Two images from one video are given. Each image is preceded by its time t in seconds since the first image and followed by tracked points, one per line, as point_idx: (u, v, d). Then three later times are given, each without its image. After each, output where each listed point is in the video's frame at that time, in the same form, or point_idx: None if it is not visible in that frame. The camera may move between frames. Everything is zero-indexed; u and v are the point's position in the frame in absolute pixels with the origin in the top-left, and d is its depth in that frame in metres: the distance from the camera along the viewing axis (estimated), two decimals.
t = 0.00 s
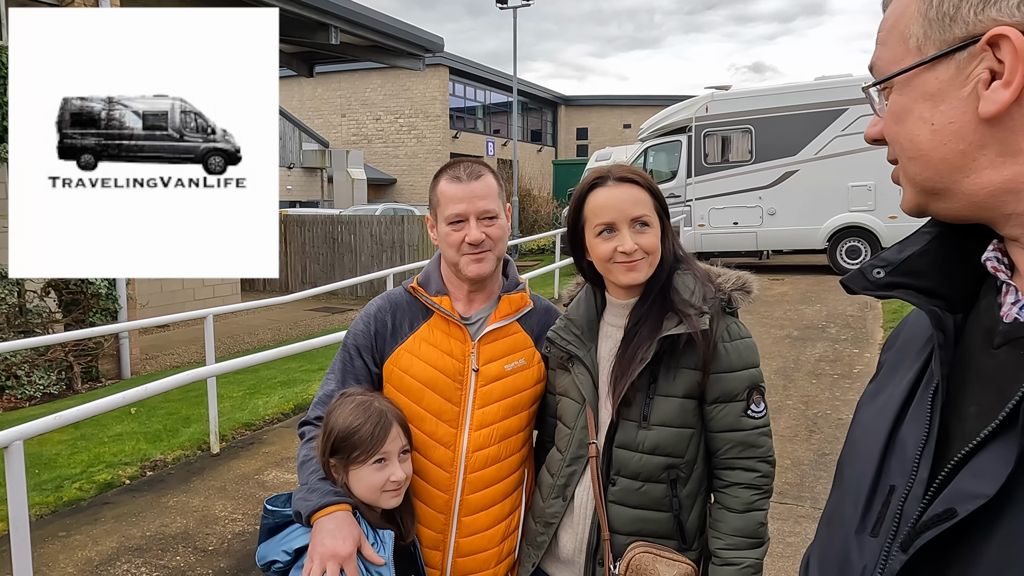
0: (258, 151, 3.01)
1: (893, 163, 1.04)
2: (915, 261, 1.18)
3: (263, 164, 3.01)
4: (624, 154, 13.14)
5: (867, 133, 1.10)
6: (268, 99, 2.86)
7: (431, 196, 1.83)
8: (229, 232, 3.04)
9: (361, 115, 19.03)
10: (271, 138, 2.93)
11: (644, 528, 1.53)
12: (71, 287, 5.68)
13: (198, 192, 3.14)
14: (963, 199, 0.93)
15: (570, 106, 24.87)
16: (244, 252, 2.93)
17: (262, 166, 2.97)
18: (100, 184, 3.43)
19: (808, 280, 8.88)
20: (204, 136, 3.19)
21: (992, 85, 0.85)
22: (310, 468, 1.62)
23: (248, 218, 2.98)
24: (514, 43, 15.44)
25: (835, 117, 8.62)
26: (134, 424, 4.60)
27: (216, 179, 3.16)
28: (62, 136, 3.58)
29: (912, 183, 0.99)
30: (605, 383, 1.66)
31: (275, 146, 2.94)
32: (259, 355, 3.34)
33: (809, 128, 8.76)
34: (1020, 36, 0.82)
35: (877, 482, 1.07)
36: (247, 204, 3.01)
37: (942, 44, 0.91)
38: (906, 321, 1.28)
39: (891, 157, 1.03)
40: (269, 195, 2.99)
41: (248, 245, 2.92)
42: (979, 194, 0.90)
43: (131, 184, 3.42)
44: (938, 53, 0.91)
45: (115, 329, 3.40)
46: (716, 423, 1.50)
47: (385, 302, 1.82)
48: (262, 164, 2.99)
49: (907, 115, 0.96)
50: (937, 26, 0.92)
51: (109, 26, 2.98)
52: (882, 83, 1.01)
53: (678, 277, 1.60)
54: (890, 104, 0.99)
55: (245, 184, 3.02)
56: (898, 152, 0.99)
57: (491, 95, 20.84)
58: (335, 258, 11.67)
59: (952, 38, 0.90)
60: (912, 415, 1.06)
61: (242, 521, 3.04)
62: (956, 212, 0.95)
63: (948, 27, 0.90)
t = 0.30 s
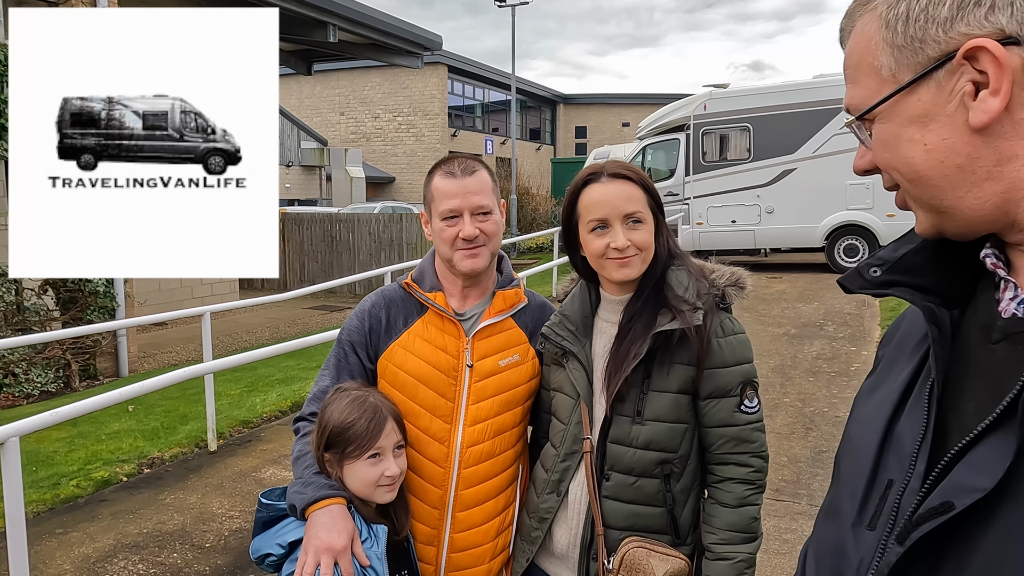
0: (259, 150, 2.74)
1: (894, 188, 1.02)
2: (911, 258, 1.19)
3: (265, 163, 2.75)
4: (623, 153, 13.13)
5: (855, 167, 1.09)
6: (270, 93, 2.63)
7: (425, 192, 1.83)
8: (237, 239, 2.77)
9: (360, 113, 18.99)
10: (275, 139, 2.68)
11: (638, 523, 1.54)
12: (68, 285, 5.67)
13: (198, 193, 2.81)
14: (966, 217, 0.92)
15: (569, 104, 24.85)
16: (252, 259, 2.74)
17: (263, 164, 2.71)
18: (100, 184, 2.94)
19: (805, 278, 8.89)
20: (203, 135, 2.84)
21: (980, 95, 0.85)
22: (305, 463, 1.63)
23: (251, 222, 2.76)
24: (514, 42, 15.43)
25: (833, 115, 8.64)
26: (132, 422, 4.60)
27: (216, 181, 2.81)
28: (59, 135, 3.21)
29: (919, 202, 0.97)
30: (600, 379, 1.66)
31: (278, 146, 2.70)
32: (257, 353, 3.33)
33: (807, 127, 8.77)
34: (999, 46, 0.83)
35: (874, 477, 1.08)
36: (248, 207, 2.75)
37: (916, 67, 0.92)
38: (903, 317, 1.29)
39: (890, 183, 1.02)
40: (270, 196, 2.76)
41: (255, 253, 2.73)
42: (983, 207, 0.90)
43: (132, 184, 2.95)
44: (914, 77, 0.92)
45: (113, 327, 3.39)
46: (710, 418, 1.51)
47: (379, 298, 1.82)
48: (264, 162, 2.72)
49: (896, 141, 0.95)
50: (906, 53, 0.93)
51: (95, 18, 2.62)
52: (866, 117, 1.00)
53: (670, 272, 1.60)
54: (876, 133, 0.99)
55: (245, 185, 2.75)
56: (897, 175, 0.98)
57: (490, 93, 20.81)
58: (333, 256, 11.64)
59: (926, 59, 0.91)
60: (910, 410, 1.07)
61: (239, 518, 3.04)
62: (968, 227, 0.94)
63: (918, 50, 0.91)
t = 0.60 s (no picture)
0: (257, 151, 3.19)
1: (938, 128, 0.88)
2: (904, 252, 1.19)
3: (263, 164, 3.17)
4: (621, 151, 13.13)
5: (880, 100, 0.94)
6: (270, 96, 2.98)
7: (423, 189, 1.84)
8: (236, 233, 3.13)
9: (358, 111, 18.97)
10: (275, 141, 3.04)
11: (633, 520, 1.54)
12: (67, 283, 5.66)
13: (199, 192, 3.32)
14: None
15: (567, 102, 24.86)
16: (250, 253, 3.05)
17: (261, 166, 3.13)
18: (100, 184, 3.57)
19: (803, 277, 8.90)
20: (203, 136, 3.42)
21: None
22: (302, 460, 1.63)
23: (247, 215, 3.14)
24: (512, 40, 15.42)
25: (831, 113, 8.64)
26: (129, 419, 4.60)
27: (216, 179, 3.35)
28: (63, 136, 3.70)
29: (981, 144, 0.84)
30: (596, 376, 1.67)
31: (276, 148, 3.07)
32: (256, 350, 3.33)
33: (805, 125, 8.77)
34: None
35: (865, 472, 1.09)
36: (247, 203, 3.16)
37: None
38: (893, 314, 1.29)
39: (936, 120, 0.88)
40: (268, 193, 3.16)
41: (253, 248, 3.04)
42: None
43: (132, 184, 3.57)
44: None
45: (111, 325, 3.37)
46: (706, 415, 1.51)
47: (376, 295, 1.82)
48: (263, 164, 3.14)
49: (995, 64, 0.83)
50: None
51: (116, 25, 3.01)
52: (928, 34, 0.88)
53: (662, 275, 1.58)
54: (964, 53, 0.85)
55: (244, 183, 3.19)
56: (972, 107, 0.84)
57: (488, 91, 20.80)
58: (331, 255, 11.64)
59: None
60: (900, 406, 1.07)
61: (237, 516, 3.04)
62: (1011, 184, 0.84)
63: None
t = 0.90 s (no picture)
0: (258, 150, 3.18)
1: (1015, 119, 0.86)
2: (912, 264, 1.17)
3: (264, 163, 3.15)
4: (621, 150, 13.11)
5: (951, 87, 0.90)
6: (271, 95, 2.96)
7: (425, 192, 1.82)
8: (237, 234, 3.14)
9: (357, 110, 18.93)
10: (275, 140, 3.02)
11: (638, 528, 1.52)
12: (65, 282, 5.64)
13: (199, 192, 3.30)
14: None
15: (565, 100, 24.81)
16: (250, 253, 3.04)
17: (262, 166, 3.12)
18: (100, 184, 3.53)
19: (803, 276, 8.89)
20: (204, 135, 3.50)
21: None
22: (305, 465, 1.61)
23: (252, 218, 3.09)
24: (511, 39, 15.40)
25: (831, 112, 8.62)
26: (128, 420, 4.58)
27: (216, 179, 3.33)
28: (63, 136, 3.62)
29: None
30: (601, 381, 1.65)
31: (276, 148, 3.06)
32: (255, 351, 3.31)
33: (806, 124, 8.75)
34: None
35: (876, 486, 1.07)
36: (248, 203, 3.15)
37: None
38: (900, 325, 1.27)
39: (1013, 111, 0.86)
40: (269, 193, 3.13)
41: (253, 247, 3.04)
42: None
43: (132, 184, 3.57)
44: None
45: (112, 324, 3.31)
46: (713, 422, 1.50)
47: (379, 299, 1.80)
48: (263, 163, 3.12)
49: None
50: None
51: (116, 25, 2.97)
52: (1015, 17, 0.87)
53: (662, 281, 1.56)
54: None
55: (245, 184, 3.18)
56: None
57: (487, 90, 20.78)
58: (330, 253, 11.62)
59: None
60: (911, 418, 1.06)
61: (236, 517, 3.02)
62: None
63: None
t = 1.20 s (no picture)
0: (258, 150, 3.13)
1: (1003, 130, 0.85)
2: (913, 267, 1.16)
3: (264, 163, 3.11)
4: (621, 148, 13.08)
5: (938, 100, 0.90)
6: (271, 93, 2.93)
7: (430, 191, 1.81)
8: (237, 234, 3.13)
9: (357, 107, 18.91)
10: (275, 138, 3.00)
11: (643, 527, 1.52)
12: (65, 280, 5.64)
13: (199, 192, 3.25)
14: None
15: (565, 98, 24.79)
16: (251, 253, 3.02)
17: (262, 166, 3.08)
18: (100, 184, 3.48)
19: (804, 274, 8.88)
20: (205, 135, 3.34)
21: None
22: (307, 464, 1.61)
23: (252, 218, 3.09)
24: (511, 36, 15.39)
25: (832, 110, 8.59)
26: (129, 418, 4.57)
27: (216, 179, 3.27)
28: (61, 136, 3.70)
29: None
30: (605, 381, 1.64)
31: (277, 146, 3.04)
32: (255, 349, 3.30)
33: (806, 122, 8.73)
34: None
35: (875, 488, 1.06)
36: (248, 204, 3.12)
37: None
38: (901, 328, 1.27)
39: (1001, 123, 0.85)
40: (269, 193, 3.11)
41: (254, 247, 3.02)
42: None
43: (132, 185, 3.49)
44: None
45: (111, 321, 3.33)
46: (718, 422, 1.49)
47: (383, 298, 1.79)
48: (263, 162, 3.08)
49: None
50: None
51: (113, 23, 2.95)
52: (1001, 30, 0.85)
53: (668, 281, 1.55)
54: None
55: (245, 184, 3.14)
56: None
57: (487, 87, 20.75)
58: (330, 251, 11.61)
59: None
60: (911, 421, 1.05)
61: (237, 516, 3.02)
62: None
63: None
